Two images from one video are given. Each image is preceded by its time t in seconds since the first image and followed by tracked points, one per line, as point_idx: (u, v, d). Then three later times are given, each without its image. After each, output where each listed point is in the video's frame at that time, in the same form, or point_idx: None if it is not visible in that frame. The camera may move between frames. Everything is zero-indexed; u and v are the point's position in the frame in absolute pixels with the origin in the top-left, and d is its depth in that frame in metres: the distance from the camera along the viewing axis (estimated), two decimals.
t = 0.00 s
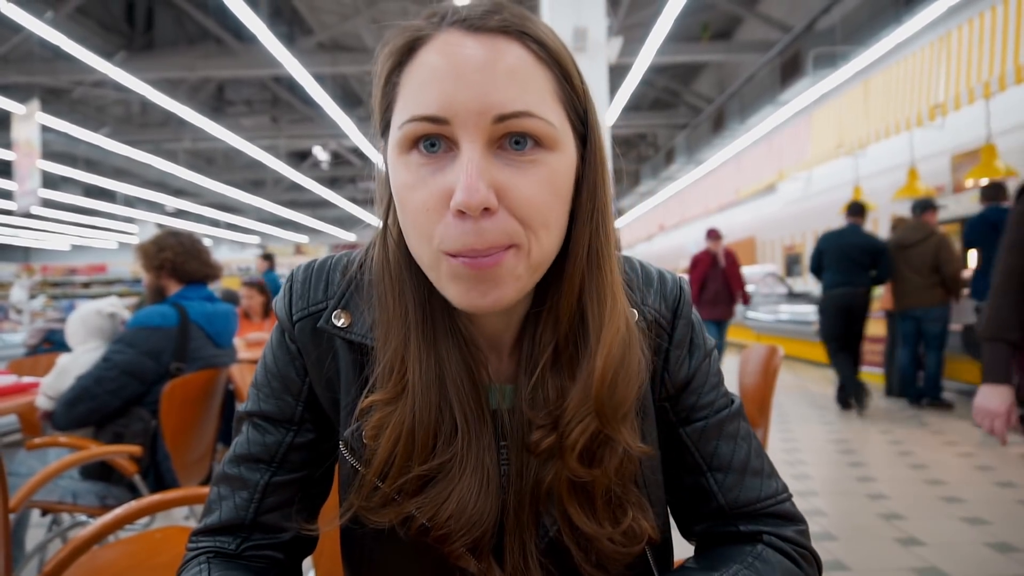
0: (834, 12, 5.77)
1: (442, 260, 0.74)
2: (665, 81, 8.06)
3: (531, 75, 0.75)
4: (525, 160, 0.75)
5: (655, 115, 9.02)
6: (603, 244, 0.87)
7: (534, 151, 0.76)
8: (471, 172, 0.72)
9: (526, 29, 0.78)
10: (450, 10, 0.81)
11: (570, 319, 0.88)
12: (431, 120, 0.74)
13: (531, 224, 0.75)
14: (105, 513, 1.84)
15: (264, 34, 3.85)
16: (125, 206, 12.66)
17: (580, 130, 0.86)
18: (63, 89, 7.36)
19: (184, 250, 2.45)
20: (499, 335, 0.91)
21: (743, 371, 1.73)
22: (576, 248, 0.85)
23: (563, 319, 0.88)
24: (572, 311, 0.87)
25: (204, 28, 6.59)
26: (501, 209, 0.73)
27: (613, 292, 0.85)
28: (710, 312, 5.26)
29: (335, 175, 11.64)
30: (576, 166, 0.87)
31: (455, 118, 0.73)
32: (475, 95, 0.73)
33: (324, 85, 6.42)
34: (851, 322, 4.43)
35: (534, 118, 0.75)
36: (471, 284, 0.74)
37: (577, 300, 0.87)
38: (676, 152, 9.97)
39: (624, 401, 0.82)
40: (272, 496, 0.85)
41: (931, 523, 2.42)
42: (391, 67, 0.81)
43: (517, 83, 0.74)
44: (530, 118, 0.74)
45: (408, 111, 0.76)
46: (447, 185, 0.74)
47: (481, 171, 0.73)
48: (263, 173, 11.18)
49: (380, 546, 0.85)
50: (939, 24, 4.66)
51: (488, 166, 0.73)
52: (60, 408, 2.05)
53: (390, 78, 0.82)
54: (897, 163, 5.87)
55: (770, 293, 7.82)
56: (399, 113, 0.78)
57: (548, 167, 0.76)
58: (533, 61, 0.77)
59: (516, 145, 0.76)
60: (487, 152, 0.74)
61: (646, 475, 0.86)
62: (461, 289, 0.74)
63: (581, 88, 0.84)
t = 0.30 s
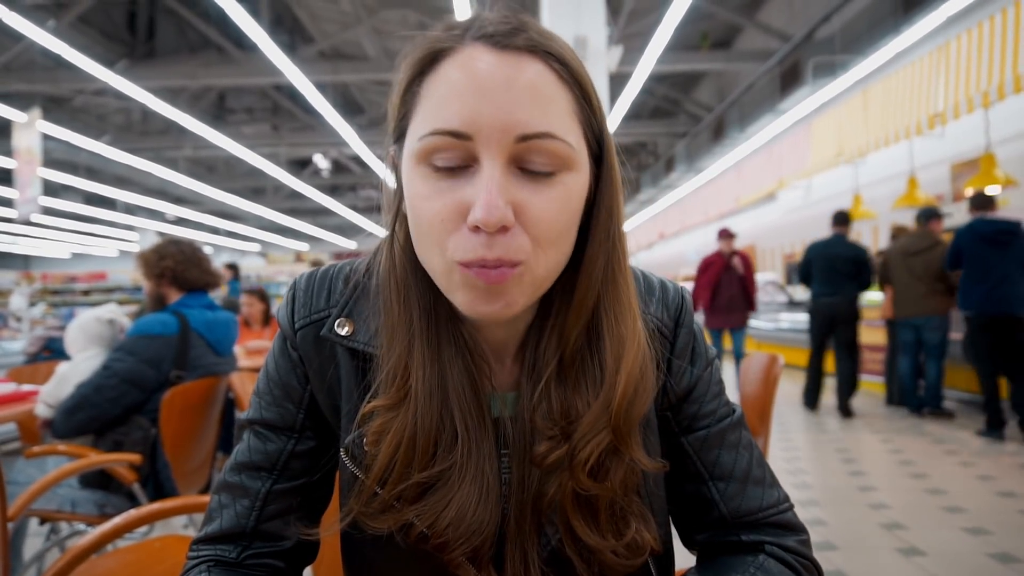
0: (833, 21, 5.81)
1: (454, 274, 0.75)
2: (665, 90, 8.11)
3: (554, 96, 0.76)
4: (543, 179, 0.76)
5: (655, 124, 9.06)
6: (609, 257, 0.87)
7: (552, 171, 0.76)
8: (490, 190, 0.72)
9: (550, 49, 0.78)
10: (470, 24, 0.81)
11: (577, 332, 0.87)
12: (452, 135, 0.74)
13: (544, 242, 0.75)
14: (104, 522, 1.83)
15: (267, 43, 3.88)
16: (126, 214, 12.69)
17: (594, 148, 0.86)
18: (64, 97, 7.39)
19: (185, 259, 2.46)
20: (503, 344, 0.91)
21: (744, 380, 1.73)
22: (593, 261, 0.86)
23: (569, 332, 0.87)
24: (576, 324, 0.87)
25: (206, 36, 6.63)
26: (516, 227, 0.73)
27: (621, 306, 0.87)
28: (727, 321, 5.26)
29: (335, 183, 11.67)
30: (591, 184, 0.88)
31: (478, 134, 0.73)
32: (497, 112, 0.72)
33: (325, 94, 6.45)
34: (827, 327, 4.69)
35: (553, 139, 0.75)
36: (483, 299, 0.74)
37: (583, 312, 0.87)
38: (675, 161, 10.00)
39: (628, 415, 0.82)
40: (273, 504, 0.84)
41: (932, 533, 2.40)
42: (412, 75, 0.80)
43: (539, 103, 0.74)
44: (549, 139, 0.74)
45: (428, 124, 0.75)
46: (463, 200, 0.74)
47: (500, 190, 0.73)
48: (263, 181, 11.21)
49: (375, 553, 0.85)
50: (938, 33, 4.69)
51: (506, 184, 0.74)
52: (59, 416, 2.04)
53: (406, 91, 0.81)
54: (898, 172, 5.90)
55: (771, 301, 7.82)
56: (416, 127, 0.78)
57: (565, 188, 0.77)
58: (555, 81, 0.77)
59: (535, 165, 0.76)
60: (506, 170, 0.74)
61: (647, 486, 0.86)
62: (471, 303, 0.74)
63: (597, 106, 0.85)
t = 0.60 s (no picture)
0: (839, 29, 5.82)
1: (465, 294, 0.75)
2: (670, 98, 8.12)
3: (568, 117, 0.75)
4: (554, 202, 0.76)
5: (660, 131, 9.07)
6: (619, 272, 0.87)
7: (565, 193, 0.76)
8: (503, 214, 0.73)
9: (565, 68, 0.78)
10: (483, 39, 0.82)
11: (587, 347, 0.87)
12: (465, 156, 0.74)
13: (556, 262, 0.75)
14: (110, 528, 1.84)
15: (275, 52, 3.92)
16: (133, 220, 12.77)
17: (607, 164, 0.86)
18: (74, 104, 7.46)
19: (192, 265, 2.47)
20: (512, 357, 0.91)
21: (750, 389, 1.72)
22: (604, 276, 0.86)
23: (578, 347, 0.87)
24: (584, 340, 0.87)
25: (214, 44, 6.69)
26: (528, 250, 0.74)
27: (630, 320, 0.87)
28: (747, 328, 4.76)
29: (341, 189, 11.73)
30: (604, 203, 0.88)
31: (491, 156, 0.73)
32: (512, 134, 0.72)
33: (332, 101, 6.49)
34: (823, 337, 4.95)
35: (568, 162, 0.75)
36: (490, 319, 0.74)
37: (591, 328, 0.87)
38: (681, 168, 10.01)
39: (635, 434, 0.82)
40: (278, 512, 0.85)
41: (941, 543, 2.38)
42: (426, 92, 0.80)
43: (553, 124, 0.74)
44: (562, 162, 0.74)
45: (440, 144, 0.75)
46: (475, 221, 0.74)
47: (513, 213, 0.73)
48: (270, 188, 11.27)
49: (382, 562, 0.85)
50: (944, 41, 4.69)
51: (520, 207, 0.74)
52: (66, 422, 2.05)
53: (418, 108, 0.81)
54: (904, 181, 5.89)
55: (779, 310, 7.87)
56: (428, 145, 0.78)
57: (577, 209, 0.77)
58: (568, 101, 0.76)
59: (551, 189, 0.76)
60: (519, 192, 0.74)
61: (654, 499, 0.87)
62: (481, 322, 0.75)
63: (609, 122, 0.84)
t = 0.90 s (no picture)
0: (841, 42, 5.85)
1: (468, 313, 0.76)
2: (673, 110, 8.16)
3: (572, 137, 0.76)
4: (557, 223, 0.76)
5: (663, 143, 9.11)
6: (623, 290, 0.88)
7: (568, 213, 0.77)
8: (506, 235, 0.73)
9: (569, 88, 0.79)
10: (488, 57, 0.82)
11: (590, 364, 0.87)
12: (468, 177, 0.74)
13: (559, 282, 0.76)
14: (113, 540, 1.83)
15: (280, 66, 3.96)
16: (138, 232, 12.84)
17: (610, 182, 0.87)
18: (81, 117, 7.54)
19: (197, 278, 2.49)
20: (515, 372, 0.91)
21: (754, 400, 1.71)
22: (608, 292, 0.87)
23: (581, 364, 0.87)
24: (587, 357, 0.87)
25: (219, 58, 6.76)
26: (531, 270, 0.75)
27: (634, 336, 0.88)
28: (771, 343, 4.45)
29: (345, 201, 11.79)
30: (608, 220, 0.88)
31: (495, 177, 0.74)
32: (515, 155, 0.73)
33: (336, 113, 6.55)
34: (827, 351, 4.96)
35: (572, 183, 0.75)
36: (493, 338, 0.75)
37: (595, 344, 0.87)
38: (683, 180, 10.04)
39: (639, 452, 0.82)
40: (281, 525, 0.85)
41: (948, 557, 2.36)
42: (431, 110, 0.81)
43: (556, 145, 0.74)
44: (566, 184, 0.75)
45: (444, 165, 0.76)
46: (479, 241, 0.75)
47: (516, 234, 0.74)
48: (274, 200, 11.33)
49: None
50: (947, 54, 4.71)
51: (523, 228, 0.75)
52: (70, 434, 2.05)
53: (423, 127, 0.82)
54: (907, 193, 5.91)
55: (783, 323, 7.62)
56: (432, 164, 0.78)
57: (580, 229, 0.78)
58: (572, 121, 0.77)
59: (555, 210, 0.77)
60: (522, 213, 0.75)
61: (657, 517, 0.87)
62: (485, 341, 0.76)
63: (613, 140, 0.85)
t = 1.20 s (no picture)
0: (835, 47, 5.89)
1: (464, 320, 0.76)
2: (668, 115, 8.20)
3: (566, 144, 0.77)
4: (552, 231, 0.77)
5: (658, 149, 9.14)
6: (618, 296, 0.88)
7: (563, 220, 0.78)
8: (501, 243, 0.74)
9: (564, 97, 0.79)
10: (483, 65, 0.83)
11: (586, 370, 0.87)
12: (463, 185, 0.75)
13: (554, 291, 0.77)
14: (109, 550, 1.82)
15: (277, 73, 3.97)
16: (134, 240, 12.81)
17: (605, 188, 0.87)
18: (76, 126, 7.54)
19: (193, 285, 2.48)
20: (510, 377, 0.91)
21: (751, 405, 1.72)
22: (603, 298, 0.87)
23: (577, 370, 0.87)
24: (583, 364, 0.87)
25: (215, 66, 6.77)
26: (526, 278, 0.75)
27: (629, 341, 0.88)
28: (796, 356, 3.69)
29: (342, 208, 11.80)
30: (603, 226, 0.89)
31: (490, 185, 0.74)
32: (509, 163, 0.73)
33: (332, 120, 6.55)
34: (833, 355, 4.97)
35: (567, 192, 0.76)
36: (491, 345, 0.76)
37: (590, 351, 0.87)
38: (680, 184, 10.08)
39: (635, 458, 0.83)
40: (277, 533, 0.85)
41: (946, 560, 2.36)
42: (426, 117, 0.82)
43: (551, 154, 0.75)
44: (561, 192, 0.75)
45: (439, 172, 0.76)
46: (475, 250, 0.75)
47: (511, 241, 0.74)
48: (270, 207, 11.32)
49: None
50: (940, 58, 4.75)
51: (519, 236, 0.75)
52: (66, 442, 2.04)
53: (418, 134, 0.82)
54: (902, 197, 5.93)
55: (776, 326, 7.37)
56: (427, 172, 0.79)
57: (575, 235, 0.78)
58: (566, 129, 0.78)
59: (550, 217, 0.77)
60: (517, 221, 0.75)
61: (651, 522, 0.87)
62: (481, 348, 0.76)
63: (607, 147, 0.85)
